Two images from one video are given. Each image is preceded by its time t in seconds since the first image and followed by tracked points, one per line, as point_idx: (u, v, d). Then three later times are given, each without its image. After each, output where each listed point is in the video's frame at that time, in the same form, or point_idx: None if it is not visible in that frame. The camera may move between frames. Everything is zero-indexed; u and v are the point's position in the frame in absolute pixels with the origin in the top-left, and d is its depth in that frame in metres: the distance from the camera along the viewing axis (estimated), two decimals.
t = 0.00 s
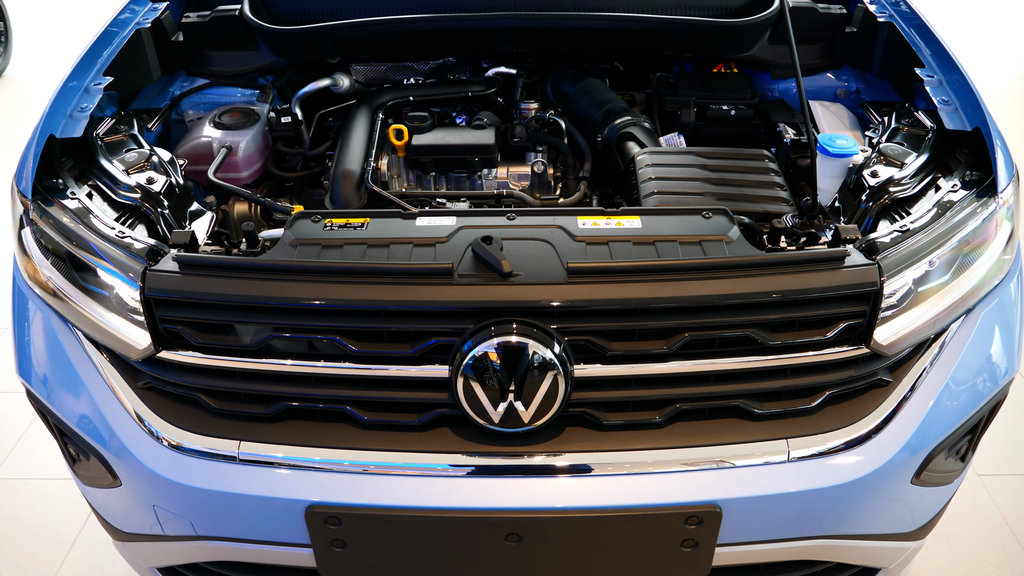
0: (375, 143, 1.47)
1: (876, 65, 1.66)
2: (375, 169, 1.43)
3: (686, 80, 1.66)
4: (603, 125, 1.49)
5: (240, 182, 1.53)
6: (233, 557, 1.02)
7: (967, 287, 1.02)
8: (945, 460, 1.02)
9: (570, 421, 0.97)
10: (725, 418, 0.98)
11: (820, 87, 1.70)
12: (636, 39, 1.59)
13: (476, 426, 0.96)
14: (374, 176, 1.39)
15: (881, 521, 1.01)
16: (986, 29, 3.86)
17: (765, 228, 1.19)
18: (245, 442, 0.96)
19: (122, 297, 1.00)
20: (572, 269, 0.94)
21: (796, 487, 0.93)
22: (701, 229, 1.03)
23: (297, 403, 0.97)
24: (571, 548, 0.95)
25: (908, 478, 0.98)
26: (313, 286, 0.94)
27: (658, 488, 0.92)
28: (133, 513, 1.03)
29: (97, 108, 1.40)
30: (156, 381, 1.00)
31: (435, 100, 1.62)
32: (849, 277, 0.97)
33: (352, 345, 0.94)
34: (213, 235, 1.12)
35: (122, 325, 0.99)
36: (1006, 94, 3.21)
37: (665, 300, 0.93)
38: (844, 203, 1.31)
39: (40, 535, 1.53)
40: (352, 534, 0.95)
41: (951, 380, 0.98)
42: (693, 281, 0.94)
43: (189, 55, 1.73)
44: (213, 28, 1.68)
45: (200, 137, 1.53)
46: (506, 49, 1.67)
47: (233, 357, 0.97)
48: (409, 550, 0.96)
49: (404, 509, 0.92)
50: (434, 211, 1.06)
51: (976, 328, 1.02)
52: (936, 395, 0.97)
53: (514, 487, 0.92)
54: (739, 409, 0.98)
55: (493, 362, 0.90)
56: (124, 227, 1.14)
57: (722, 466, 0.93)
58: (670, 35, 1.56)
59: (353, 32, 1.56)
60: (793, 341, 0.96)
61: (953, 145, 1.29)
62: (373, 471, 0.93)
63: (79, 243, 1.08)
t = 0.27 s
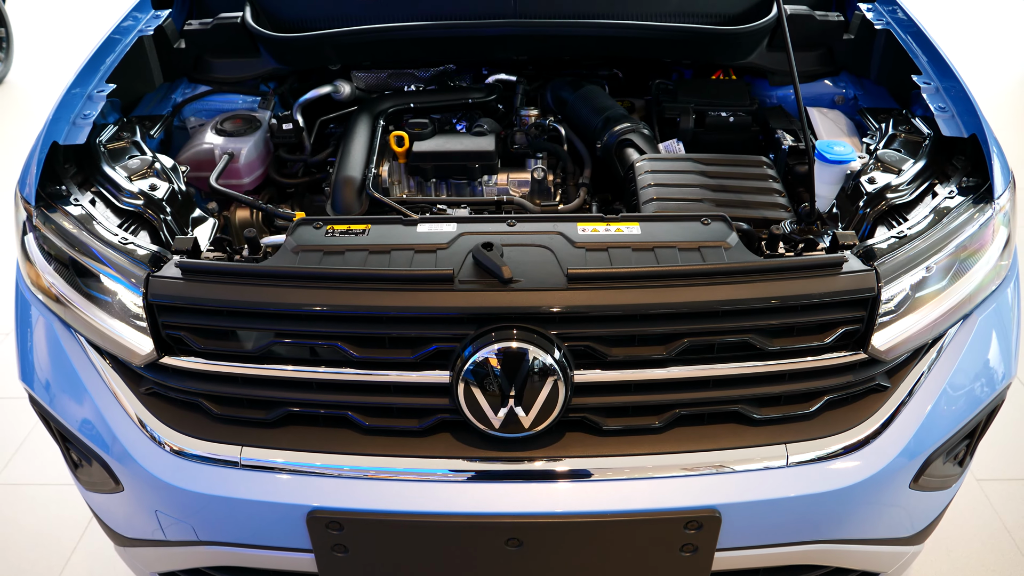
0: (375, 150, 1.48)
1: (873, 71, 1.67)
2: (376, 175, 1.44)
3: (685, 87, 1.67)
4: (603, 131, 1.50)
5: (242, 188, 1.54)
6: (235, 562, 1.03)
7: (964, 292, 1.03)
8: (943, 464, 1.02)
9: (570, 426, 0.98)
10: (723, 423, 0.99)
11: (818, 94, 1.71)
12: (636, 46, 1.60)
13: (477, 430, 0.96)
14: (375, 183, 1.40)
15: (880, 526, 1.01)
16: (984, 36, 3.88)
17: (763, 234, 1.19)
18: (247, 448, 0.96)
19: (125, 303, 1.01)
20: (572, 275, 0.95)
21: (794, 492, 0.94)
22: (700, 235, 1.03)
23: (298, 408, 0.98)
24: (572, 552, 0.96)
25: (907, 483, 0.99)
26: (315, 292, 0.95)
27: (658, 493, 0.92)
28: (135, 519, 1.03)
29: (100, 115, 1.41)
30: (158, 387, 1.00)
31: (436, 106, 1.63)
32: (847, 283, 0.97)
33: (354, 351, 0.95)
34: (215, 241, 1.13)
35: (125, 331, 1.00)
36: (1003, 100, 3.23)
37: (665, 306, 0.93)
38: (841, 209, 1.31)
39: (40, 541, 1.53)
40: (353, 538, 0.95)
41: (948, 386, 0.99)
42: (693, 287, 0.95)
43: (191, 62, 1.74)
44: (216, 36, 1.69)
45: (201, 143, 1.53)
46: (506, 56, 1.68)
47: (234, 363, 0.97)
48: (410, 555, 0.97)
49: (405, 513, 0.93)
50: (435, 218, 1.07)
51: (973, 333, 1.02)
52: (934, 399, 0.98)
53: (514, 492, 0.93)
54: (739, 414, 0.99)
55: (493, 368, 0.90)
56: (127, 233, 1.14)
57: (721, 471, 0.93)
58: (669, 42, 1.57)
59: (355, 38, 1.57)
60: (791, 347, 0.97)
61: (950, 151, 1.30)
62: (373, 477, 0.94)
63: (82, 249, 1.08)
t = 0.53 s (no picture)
0: (377, 157, 1.49)
1: (870, 78, 1.68)
2: (377, 182, 1.46)
3: (683, 95, 1.68)
4: (602, 138, 1.51)
5: (243, 196, 1.55)
6: (237, 568, 1.03)
7: (961, 299, 1.04)
8: (941, 470, 1.03)
9: (570, 433, 0.98)
10: (723, 429, 0.99)
11: (815, 102, 1.73)
12: (635, 54, 1.62)
13: (478, 436, 0.97)
14: (377, 191, 1.41)
15: (878, 531, 1.02)
16: (980, 44, 3.91)
17: (762, 241, 1.20)
18: (250, 454, 0.97)
19: (128, 310, 1.01)
20: (573, 283, 0.95)
21: (793, 498, 0.94)
22: (698, 242, 1.04)
23: (299, 415, 0.98)
24: (572, 558, 0.96)
25: (905, 488, 0.99)
26: (317, 299, 0.95)
27: (658, 499, 0.93)
28: (137, 525, 1.04)
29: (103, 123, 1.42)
30: (161, 394, 1.01)
31: (436, 114, 1.64)
32: (844, 290, 0.98)
33: (356, 358, 0.96)
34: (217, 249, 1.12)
35: (128, 338, 1.00)
36: (1000, 108, 3.25)
37: (665, 313, 0.94)
38: (840, 216, 1.33)
39: (41, 548, 1.53)
40: (355, 544, 0.95)
41: (946, 392, 1.00)
42: (692, 294, 0.95)
43: (193, 70, 1.75)
44: (218, 44, 1.69)
45: (203, 151, 1.54)
46: (506, 64, 1.69)
47: (237, 370, 0.98)
48: (411, 561, 0.97)
49: (406, 519, 0.93)
50: (436, 225, 1.08)
51: (971, 339, 1.03)
52: (932, 405, 0.99)
53: (514, 498, 0.93)
54: (738, 420, 1.00)
55: (494, 374, 0.91)
56: (130, 241, 1.15)
57: (721, 477, 0.94)
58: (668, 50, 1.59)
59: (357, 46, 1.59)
60: (790, 353, 0.98)
61: (946, 159, 1.31)
62: (373, 482, 0.94)
63: (85, 256, 1.09)
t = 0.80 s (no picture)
0: (378, 166, 1.50)
1: (868, 87, 1.68)
2: (379, 192, 1.47)
3: (683, 104, 1.70)
4: (601, 147, 1.52)
5: (245, 205, 1.57)
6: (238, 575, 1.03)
7: (958, 306, 1.05)
8: (940, 477, 1.03)
9: (570, 440, 0.99)
10: (722, 436, 1.00)
11: (813, 110, 1.74)
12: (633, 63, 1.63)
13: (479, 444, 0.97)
14: (377, 199, 1.42)
15: (877, 538, 1.02)
16: (977, 53, 3.94)
17: (761, 249, 1.21)
18: (252, 462, 0.97)
19: (131, 318, 1.02)
20: (573, 291, 0.96)
21: (792, 505, 0.95)
22: (698, 251, 1.05)
23: (301, 423, 0.99)
24: (572, 565, 0.96)
25: (904, 495, 1.00)
26: (318, 307, 0.96)
27: (658, 506, 0.93)
28: (139, 532, 1.04)
29: (106, 132, 1.43)
30: (163, 401, 1.01)
31: (436, 123, 1.65)
32: (843, 298, 0.99)
33: (359, 366, 0.96)
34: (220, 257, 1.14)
35: (131, 345, 1.01)
36: (998, 116, 3.27)
37: (665, 321, 0.94)
38: (838, 225, 1.34)
39: (40, 557, 1.53)
40: (357, 551, 0.96)
41: (944, 398, 1.00)
42: (692, 302, 0.96)
43: (195, 80, 1.76)
44: (220, 54, 1.71)
45: (205, 160, 1.55)
46: (506, 73, 1.70)
47: (239, 378, 0.98)
48: (411, 567, 0.98)
49: (407, 527, 0.93)
50: (438, 234, 1.09)
51: (968, 346, 1.04)
52: (930, 411, 0.99)
53: (514, 505, 0.94)
54: (737, 427, 1.00)
55: (496, 382, 0.91)
56: (133, 249, 1.16)
57: (720, 484, 0.94)
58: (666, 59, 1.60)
59: (359, 56, 1.60)
60: (789, 361, 0.98)
61: (943, 168, 1.32)
62: (373, 490, 0.95)
63: (89, 264, 1.10)
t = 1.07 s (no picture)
0: (379, 176, 1.51)
1: (865, 98, 1.70)
2: (380, 202, 1.47)
3: (681, 114, 1.71)
4: (600, 158, 1.53)
5: (247, 215, 1.57)
6: None
7: (956, 315, 1.05)
8: (939, 485, 1.04)
9: (570, 449, 1.00)
10: (721, 445, 1.00)
11: (810, 121, 1.76)
12: (632, 74, 1.65)
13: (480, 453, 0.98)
14: (378, 210, 1.43)
15: (876, 546, 1.03)
16: (973, 64, 3.97)
17: (759, 259, 1.22)
18: (254, 471, 0.98)
19: (134, 328, 1.03)
20: (573, 301, 0.97)
21: (791, 513, 0.95)
22: (697, 261, 1.06)
23: (302, 432, 0.99)
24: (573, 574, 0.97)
25: (902, 503, 1.00)
26: (320, 317, 0.96)
27: (658, 515, 0.94)
28: (140, 541, 1.04)
29: (109, 143, 1.44)
30: (165, 411, 1.02)
31: (437, 133, 1.66)
32: (841, 307, 0.99)
33: (361, 376, 0.97)
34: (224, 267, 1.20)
35: (134, 355, 1.01)
36: (994, 126, 3.30)
37: (664, 330, 0.95)
38: (835, 235, 1.35)
39: (39, 567, 1.53)
40: (358, 560, 0.96)
41: (942, 407, 1.01)
42: (691, 312, 0.97)
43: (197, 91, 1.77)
44: (222, 66, 1.72)
45: (207, 170, 1.56)
46: (506, 84, 1.72)
47: (242, 387, 0.99)
48: None
49: (408, 535, 0.94)
50: (439, 244, 1.09)
51: (966, 355, 1.05)
52: (928, 419, 1.00)
53: (515, 514, 0.94)
54: (736, 436, 1.01)
55: (497, 392, 0.92)
56: (136, 259, 1.17)
57: (720, 493, 0.95)
58: (665, 70, 1.62)
59: (360, 67, 1.62)
60: (787, 370, 0.99)
61: (940, 179, 1.33)
62: (373, 499, 0.95)
63: (91, 274, 1.10)
